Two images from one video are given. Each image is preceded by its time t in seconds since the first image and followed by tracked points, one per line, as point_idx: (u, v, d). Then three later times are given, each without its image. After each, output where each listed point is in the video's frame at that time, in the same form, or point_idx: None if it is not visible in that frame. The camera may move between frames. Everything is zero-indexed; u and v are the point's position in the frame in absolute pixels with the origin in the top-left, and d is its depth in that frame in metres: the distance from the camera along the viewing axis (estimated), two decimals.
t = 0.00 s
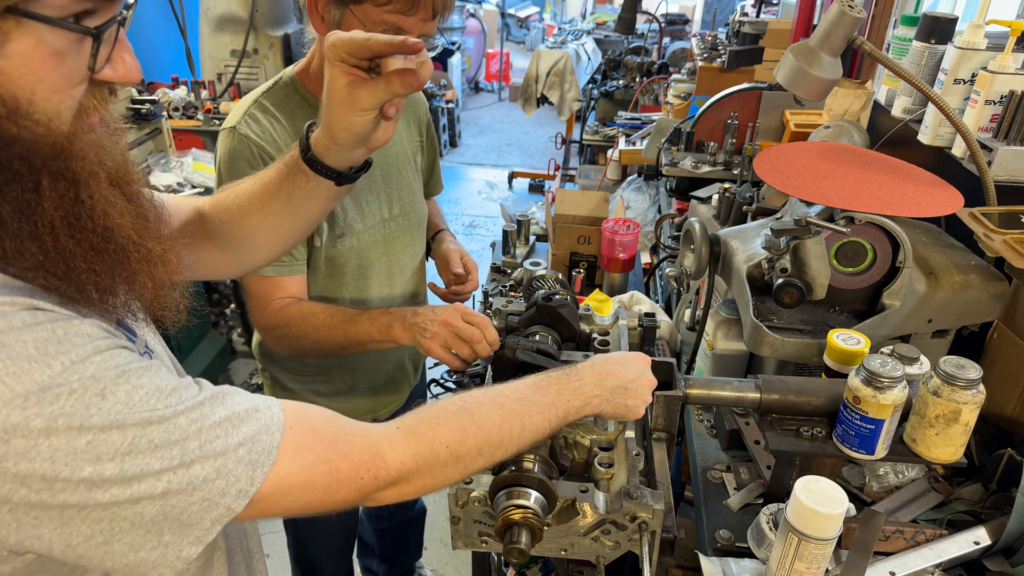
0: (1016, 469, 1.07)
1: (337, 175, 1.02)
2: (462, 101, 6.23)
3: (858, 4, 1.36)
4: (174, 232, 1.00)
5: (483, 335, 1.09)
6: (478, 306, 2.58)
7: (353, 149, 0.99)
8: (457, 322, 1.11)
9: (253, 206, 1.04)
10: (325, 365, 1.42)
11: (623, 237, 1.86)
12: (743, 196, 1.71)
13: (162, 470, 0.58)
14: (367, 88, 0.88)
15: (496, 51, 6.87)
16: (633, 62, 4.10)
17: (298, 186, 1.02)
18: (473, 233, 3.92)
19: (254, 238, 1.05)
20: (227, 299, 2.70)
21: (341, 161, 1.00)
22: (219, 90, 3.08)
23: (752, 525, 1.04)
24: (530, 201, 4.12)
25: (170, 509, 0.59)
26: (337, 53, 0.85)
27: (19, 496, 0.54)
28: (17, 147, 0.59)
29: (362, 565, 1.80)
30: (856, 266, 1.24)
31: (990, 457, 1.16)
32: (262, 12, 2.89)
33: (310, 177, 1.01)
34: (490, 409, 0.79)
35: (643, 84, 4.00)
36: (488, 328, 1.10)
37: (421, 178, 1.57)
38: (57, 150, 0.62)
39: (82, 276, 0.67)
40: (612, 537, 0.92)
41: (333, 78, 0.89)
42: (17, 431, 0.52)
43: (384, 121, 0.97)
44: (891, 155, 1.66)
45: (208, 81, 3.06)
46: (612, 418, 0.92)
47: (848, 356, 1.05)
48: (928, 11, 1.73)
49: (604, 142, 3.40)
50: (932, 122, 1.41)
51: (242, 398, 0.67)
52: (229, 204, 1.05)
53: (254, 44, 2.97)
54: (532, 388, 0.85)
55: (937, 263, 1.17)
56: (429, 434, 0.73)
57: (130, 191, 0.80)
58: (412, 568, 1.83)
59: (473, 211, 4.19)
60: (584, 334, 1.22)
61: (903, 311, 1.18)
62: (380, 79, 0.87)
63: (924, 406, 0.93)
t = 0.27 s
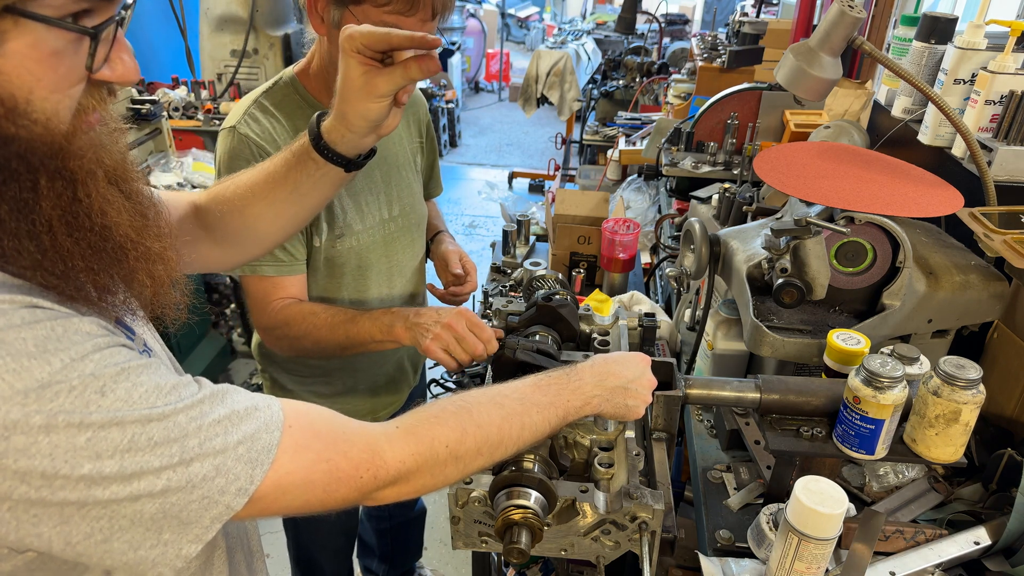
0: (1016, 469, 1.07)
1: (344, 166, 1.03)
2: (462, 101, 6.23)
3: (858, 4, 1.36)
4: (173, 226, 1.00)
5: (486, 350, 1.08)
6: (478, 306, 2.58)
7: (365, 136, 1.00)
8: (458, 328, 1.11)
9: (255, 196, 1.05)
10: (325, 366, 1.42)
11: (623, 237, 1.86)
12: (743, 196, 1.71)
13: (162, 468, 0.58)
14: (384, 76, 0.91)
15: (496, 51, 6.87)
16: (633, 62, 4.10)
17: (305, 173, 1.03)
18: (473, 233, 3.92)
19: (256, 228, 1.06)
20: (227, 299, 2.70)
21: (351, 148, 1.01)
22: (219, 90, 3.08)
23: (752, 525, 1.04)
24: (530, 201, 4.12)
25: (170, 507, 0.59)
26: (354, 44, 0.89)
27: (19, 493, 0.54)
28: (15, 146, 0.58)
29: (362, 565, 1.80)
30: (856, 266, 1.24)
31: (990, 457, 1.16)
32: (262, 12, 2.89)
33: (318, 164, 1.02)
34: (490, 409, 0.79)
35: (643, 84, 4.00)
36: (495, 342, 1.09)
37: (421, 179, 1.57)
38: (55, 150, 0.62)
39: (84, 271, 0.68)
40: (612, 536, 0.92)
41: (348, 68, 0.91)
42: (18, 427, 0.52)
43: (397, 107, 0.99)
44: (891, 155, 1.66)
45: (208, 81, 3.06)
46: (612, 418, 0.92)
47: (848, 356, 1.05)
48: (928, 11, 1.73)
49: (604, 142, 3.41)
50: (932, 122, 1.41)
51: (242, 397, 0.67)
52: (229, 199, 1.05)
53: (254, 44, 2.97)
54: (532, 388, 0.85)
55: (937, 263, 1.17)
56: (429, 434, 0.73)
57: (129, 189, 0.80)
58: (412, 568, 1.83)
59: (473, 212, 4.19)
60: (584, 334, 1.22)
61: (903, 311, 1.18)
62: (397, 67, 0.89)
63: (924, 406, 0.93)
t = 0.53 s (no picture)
0: (1016, 469, 1.07)
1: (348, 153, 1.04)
2: (462, 101, 6.23)
3: (858, 4, 1.36)
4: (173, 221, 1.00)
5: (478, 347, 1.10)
6: (478, 306, 2.58)
7: (371, 123, 1.01)
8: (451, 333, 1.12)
9: (256, 187, 1.05)
10: (324, 367, 1.42)
11: (623, 237, 1.86)
12: (743, 196, 1.71)
13: (162, 466, 0.58)
14: (394, 63, 0.92)
15: (496, 51, 6.87)
16: (633, 62, 4.10)
17: (310, 161, 1.04)
18: (473, 233, 3.92)
19: (258, 220, 1.06)
20: (226, 300, 2.70)
21: (359, 134, 1.02)
22: (219, 90, 3.08)
23: (752, 525, 1.04)
24: (530, 201, 4.12)
25: (170, 506, 0.59)
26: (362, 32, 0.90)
27: (19, 491, 0.54)
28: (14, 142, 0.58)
29: (362, 565, 1.80)
30: (856, 266, 1.24)
31: (990, 457, 1.15)
32: (262, 12, 2.89)
33: (324, 152, 1.03)
34: (490, 408, 0.79)
35: (643, 84, 4.00)
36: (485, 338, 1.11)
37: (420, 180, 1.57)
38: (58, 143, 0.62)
39: (80, 269, 0.67)
40: (612, 536, 0.92)
41: (355, 55, 0.92)
42: (18, 426, 0.52)
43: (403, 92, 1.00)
44: (891, 155, 1.66)
45: (208, 81, 3.06)
46: (612, 418, 0.92)
47: (848, 356, 1.05)
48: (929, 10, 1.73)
49: (604, 142, 3.41)
50: (932, 122, 1.41)
51: (242, 396, 0.67)
52: (229, 192, 1.05)
53: (254, 44, 2.97)
54: (532, 388, 0.84)
55: (937, 263, 1.17)
56: (428, 433, 0.73)
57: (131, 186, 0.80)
58: (412, 568, 1.83)
59: (473, 212, 4.19)
60: (584, 334, 1.22)
61: (903, 311, 1.18)
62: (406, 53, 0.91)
63: (923, 406, 0.93)
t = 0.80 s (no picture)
0: (1016, 469, 1.07)
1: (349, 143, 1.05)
2: (462, 101, 6.23)
3: (858, 4, 1.36)
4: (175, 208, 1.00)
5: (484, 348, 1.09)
6: (478, 306, 2.58)
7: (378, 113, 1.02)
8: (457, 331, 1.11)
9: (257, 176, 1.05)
10: (322, 369, 1.42)
11: (623, 237, 1.86)
12: (743, 196, 1.71)
13: (162, 468, 0.58)
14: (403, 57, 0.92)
15: (496, 51, 6.87)
16: (633, 63, 4.10)
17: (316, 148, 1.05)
18: (473, 233, 3.92)
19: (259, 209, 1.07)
20: (226, 299, 2.66)
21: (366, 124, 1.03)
22: (219, 90, 3.08)
23: (752, 524, 1.04)
24: (530, 201, 4.12)
25: (169, 507, 0.59)
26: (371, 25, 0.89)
27: (19, 493, 0.54)
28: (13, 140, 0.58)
29: (362, 565, 1.80)
30: (856, 266, 1.24)
31: (990, 457, 1.16)
32: (262, 12, 2.89)
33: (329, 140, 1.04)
34: (490, 408, 0.79)
35: (643, 84, 4.00)
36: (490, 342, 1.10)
37: (418, 179, 1.57)
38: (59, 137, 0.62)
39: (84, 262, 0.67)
40: (613, 536, 0.92)
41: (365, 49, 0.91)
42: (17, 428, 0.52)
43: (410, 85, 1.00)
44: (891, 155, 1.66)
45: (208, 81, 3.06)
46: (612, 418, 0.92)
47: (848, 356, 1.05)
48: (929, 10, 1.73)
49: (604, 142, 3.41)
50: (932, 122, 1.41)
51: (241, 397, 0.67)
52: (229, 182, 1.06)
53: (254, 44, 2.97)
54: (532, 388, 0.84)
55: (937, 263, 1.17)
56: (428, 433, 0.73)
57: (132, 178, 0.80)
58: (412, 568, 1.83)
59: (473, 212, 4.19)
60: (583, 334, 1.22)
61: (903, 311, 1.18)
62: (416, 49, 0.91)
63: (924, 406, 0.93)
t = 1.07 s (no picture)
0: (1016, 469, 1.07)
1: (317, 183, 0.99)
2: (462, 101, 6.23)
3: (858, 4, 1.36)
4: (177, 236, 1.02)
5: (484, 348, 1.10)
6: (478, 306, 2.58)
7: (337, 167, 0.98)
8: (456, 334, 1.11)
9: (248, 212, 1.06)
10: (320, 370, 1.42)
11: (623, 237, 1.86)
12: (743, 196, 1.71)
13: (162, 469, 0.58)
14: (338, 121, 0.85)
15: (496, 51, 6.87)
16: (633, 63, 4.10)
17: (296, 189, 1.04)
18: (473, 233, 3.92)
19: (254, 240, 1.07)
20: (227, 299, 2.75)
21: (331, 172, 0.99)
22: (219, 90, 3.08)
23: (752, 524, 1.04)
24: (530, 201, 4.12)
25: (170, 509, 0.59)
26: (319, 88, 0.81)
27: (20, 495, 0.54)
28: (26, 139, 0.58)
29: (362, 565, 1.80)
30: (856, 266, 1.24)
31: (990, 457, 1.16)
32: (262, 12, 2.89)
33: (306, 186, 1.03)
34: (490, 408, 0.79)
35: (643, 84, 4.00)
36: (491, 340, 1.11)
37: (415, 179, 1.57)
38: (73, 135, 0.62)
39: (68, 260, 0.67)
40: (612, 536, 0.92)
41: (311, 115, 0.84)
42: (17, 431, 0.52)
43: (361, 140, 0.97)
44: (891, 155, 1.66)
45: (208, 81, 3.06)
46: (612, 418, 0.92)
47: (848, 356, 1.05)
48: (929, 10, 1.73)
49: (604, 142, 3.41)
50: (932, 122, 1.41)
51: (241, 398, 0.66)
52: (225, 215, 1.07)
53: (254, 44, 2.97)
54: (532, 388, 0.84)
55: (937, 263, 1.17)
56: (428, 433, 0.73)
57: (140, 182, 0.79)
58: (412, 568, 1.83)
59: (473, 211, 4.19)
60: (584, 334, 1.22)
61: (903, 311, 1.18)
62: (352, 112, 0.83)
63: (923, 406, 0.93)
